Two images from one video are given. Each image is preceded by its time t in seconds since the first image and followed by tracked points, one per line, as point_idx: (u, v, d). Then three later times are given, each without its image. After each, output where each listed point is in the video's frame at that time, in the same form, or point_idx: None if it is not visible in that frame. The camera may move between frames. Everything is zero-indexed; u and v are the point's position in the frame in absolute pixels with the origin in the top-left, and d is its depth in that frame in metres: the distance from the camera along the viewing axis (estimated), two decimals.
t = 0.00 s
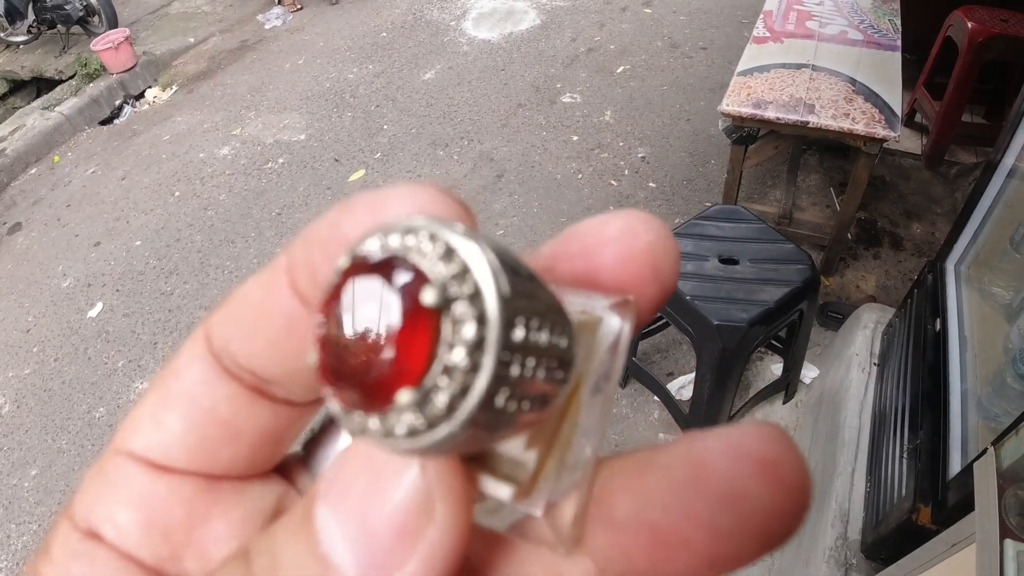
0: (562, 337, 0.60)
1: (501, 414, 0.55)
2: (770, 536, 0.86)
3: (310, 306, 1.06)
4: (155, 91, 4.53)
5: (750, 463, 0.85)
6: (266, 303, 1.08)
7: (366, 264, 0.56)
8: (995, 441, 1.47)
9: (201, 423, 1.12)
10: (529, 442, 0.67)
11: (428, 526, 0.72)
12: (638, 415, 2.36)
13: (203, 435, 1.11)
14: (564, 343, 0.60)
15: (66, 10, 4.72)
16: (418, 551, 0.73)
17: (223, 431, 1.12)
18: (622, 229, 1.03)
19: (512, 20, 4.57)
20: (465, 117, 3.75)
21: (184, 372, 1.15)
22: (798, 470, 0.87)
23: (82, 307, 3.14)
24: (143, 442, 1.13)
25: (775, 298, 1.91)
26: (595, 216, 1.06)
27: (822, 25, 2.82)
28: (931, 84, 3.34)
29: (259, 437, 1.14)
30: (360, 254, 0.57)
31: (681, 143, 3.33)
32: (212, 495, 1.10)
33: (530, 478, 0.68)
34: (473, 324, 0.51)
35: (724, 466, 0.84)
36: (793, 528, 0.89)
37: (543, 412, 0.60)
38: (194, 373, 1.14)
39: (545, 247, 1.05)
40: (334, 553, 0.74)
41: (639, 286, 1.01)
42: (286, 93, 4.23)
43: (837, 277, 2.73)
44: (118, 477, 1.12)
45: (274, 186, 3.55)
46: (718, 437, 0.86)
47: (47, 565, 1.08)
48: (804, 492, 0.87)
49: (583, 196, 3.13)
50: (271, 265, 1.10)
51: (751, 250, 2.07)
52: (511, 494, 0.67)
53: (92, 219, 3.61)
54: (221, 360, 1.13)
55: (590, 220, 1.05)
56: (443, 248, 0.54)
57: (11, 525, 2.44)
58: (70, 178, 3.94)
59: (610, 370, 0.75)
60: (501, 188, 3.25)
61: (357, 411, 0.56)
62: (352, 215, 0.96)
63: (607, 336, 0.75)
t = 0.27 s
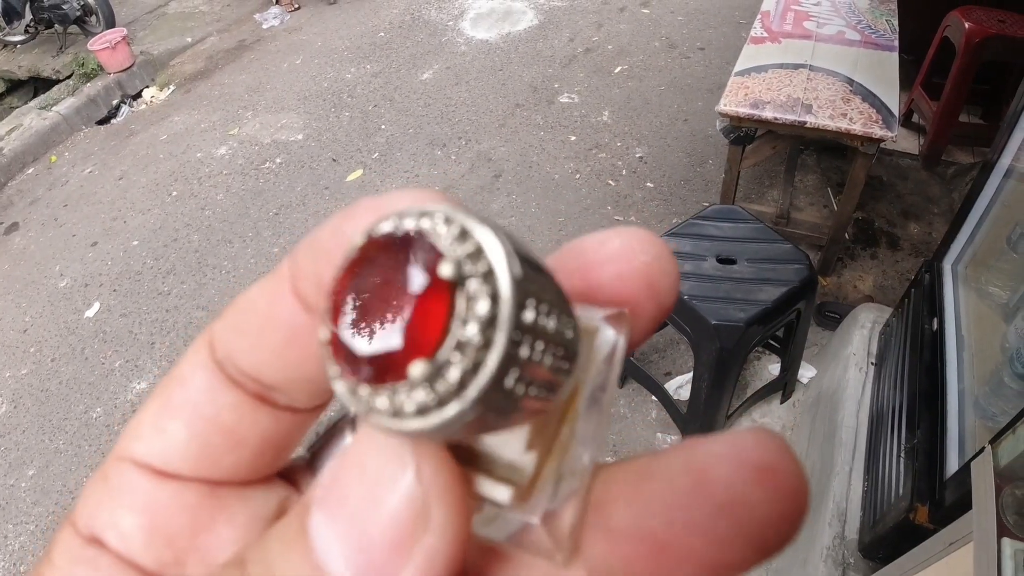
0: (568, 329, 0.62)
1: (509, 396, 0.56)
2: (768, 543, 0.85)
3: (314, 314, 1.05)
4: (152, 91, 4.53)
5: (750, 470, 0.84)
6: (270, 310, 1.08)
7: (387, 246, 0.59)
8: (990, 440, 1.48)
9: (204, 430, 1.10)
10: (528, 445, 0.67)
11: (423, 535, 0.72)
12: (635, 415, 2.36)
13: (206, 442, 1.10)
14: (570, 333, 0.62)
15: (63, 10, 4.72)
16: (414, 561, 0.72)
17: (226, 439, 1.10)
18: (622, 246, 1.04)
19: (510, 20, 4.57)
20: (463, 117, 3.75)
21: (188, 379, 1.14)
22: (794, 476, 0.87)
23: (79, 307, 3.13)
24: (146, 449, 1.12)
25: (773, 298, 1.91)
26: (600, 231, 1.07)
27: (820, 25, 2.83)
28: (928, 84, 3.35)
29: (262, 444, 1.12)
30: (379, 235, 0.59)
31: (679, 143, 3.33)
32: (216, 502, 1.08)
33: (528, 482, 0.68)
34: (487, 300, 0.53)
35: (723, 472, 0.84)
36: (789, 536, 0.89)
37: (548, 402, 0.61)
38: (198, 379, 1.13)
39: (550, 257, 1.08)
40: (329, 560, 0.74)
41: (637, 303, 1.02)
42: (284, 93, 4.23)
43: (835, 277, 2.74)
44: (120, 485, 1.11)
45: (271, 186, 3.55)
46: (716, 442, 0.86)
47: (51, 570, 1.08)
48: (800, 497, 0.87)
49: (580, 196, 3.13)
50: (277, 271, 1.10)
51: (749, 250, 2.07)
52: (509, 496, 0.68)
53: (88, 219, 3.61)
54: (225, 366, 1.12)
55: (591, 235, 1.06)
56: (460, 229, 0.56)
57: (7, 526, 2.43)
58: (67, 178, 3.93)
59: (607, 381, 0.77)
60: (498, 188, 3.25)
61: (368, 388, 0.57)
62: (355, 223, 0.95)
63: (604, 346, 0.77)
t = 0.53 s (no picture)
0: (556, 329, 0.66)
1: (515, 394, 0.59)
2: (728, 534, 0.92)
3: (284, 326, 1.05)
4: (148, 91, 4.52)
5: (706, 465, 0.92)
6: (241, 322, 1.07)
7: (392, 253, 0.61)
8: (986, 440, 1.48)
9: (180, 444, 1.09)
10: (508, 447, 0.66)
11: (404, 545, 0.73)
12: (631, 415, 2.36)
13: (185, 455, 1.09)
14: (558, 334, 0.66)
15: (59, 10, 4.70)
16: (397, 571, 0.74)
17: (203, 451, 1.09)
18: (572, 258, 1.07)
19: (507, 21, 4.57)
20: (460, 118, 3.75)
21: (162, 391, 1.12)
22: (749, 470, 0.94)
23: (75, 308, 3.12)
24: (126, 461, 1.11)
25: (768, 298, 1.91)
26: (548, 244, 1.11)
27: (815, 26, 2.83)
28: (924, 85, 3.35)
29: (240, 454, 1.11)
30: (383, 245, 0.62)
31: (675, 143, 3.34)
32: (201, 511, 1.07)
33: (510, 480, 0.69)
34: (497, 302, 0.57)
35: (682, 468, 0.91)
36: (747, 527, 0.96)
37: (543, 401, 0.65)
38: (171, 393, 1.11)
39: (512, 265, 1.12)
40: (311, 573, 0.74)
41: (592, 313, 1.06)
42: (280, 94, 4.22)
43: (830, 277, 2.74)
44: (101, 501, 1.10)
45: (268, 186, 3.54)
46: (674, 441, 0.94)
47: None
48: (755, 490, 0.94)
49: (577, 196, 3.13)
50: (244, 285, 1.09)
51: (744, 251, 2.08)
52: (496, 495, 0.69)
53: (84, 219, 3.60)
54: (199, 379, 1.10)
55: (543, 248, 1.09)
56: (463, 236, 0.60)
57: (3, 527, 2.43)
58: (63, 178, 3.92)
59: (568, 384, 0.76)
60: (495, 189, 3.25)
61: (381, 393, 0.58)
62: (323, 238, 0.97)
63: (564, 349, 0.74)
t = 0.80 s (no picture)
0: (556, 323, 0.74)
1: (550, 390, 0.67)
2: (719, 500, 0.94)
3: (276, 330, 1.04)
4: (146, 92, 4.52)
5: (694, 435, 0.94)
6: (233, 327, 1.06)
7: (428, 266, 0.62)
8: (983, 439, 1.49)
9: (177, 448, 1.09)
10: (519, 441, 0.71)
11: (423, 555, 0.71)
12: (630, 416, 2.36)
13: (183, 459, 1.09)
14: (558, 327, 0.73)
15: (57, 11, 4.70)
16: None
17: (200, 456, 1.09)
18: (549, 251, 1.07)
19: (504, 22, 4.57)
20: (457, 119, 3.75)
21: (157, 396, 1.12)
22: (733, 437, 0.95)
23: (73, 309, 3.12)
24: (124, 464, 1.10)
25: (766, 298, 1.92)
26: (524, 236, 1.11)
27: (812, 27, 2.84)
28: (921, 86, 3.36)
29: (236, 457, 1.11)
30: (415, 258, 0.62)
31: (673, 144, 3.34)
32: (201, 513, 1.08)
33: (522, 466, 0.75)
34: (538, 310, 0.64)
35: (671, 439, 0.93)
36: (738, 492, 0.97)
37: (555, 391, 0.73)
38: (166, 397, 1.11)
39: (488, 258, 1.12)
40: None
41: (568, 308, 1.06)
42: (278, 94, 4.22)
43: (828, 277, 2.75)
44: (99, 503, 1.10)
45: (266, 187, 3.54)
46: (660, 414, 0.96)
47: None
48: (741, 456, 0.96)
49: (575, 197, 3.13)
50: (235, 288, 1.08)
51: (742, 251, 2.08)
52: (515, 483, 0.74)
53: (82, 220, 3.59)
54: (193, 384, 1.10)
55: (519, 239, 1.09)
56: (493, 246, 0.64)
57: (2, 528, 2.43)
58: (60, 179, 3.92)
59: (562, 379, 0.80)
60: (493, 189, 3.25)
61: (437, 408, 0.61)
62: (315, 241, 0.95)
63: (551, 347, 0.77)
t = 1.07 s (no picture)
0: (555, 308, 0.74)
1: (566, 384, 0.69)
2: (712, 472, 0.94)
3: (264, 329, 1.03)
4: (144, 92, 4.51)
5: (686, 410, 0.92)
6: (221, 324, 1.04)
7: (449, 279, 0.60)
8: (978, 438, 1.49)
9: (168, 445, 1.07)
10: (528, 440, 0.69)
11: (428, 558, 0.69)
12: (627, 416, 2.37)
13: (172, 456, 1.08)
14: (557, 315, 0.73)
15: (54, 11, 4.69)
16: None
17: (191, 453, 1.08)
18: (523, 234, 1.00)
19: (502, 22, 4.57)
20: (455, 119, 3.75)
21: (144, 392, 1.11)
22: (724, 410, 0.94)
23: (71, 310, 3.12)
24: (112, 461, 1.09)
25: (762, 298, 1.92)
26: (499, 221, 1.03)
27: (809, 27, 2.85)
28: (917, 86, 3.37)
29: (228, 453, 1.10)
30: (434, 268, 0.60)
31: (670, 145, 3.35)
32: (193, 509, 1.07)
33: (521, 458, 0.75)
34: (557, 312, 0.64)
35: (664, 415, 0.91)
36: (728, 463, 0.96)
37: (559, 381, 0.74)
38: (153, 394, 1.10)
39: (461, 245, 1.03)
40: None
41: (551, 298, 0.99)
42: (276, 95, 4.22)
43: (825, 277, 2.75)
44: (88, 499, 1.08)
45: (263, 188, 3.54)
46: (653, 390, 0.93)
47: None
48: (732, 429, 0.95)
49: (573, 198, 3.13)
50: (219, 287, 1.06)
51: (739, 251, 2.08)
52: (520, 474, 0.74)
53: (80, 221, 3.59)
54: (182, 381, 1.08)
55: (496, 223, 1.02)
56: (508, 248, 0.62)
57: None
58: (58, 180, 3.92)
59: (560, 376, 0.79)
60: (491, 190, 3.25)
61: (462, 421, 0.61)
62: (301, 238, 0.95)
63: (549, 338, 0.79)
